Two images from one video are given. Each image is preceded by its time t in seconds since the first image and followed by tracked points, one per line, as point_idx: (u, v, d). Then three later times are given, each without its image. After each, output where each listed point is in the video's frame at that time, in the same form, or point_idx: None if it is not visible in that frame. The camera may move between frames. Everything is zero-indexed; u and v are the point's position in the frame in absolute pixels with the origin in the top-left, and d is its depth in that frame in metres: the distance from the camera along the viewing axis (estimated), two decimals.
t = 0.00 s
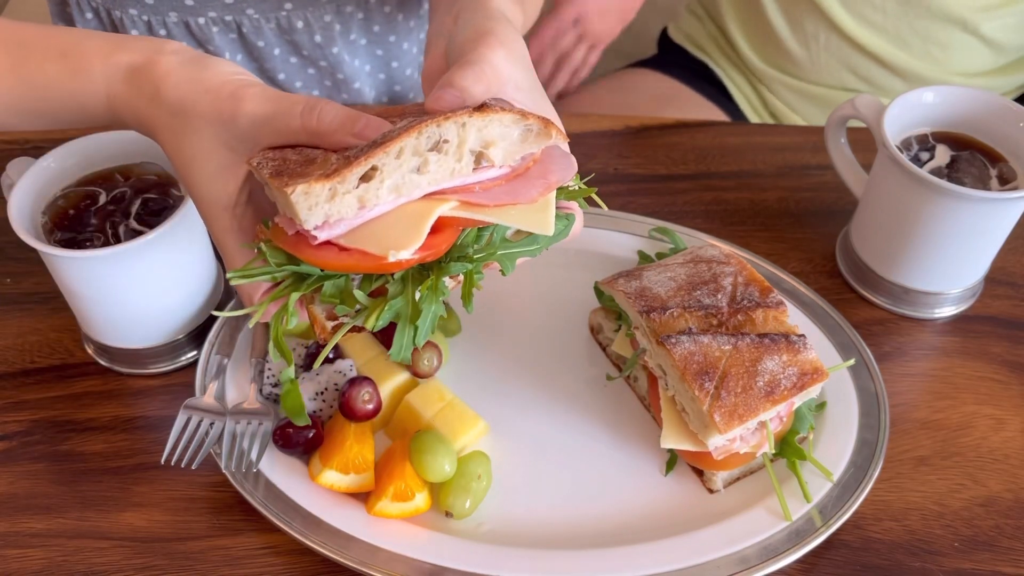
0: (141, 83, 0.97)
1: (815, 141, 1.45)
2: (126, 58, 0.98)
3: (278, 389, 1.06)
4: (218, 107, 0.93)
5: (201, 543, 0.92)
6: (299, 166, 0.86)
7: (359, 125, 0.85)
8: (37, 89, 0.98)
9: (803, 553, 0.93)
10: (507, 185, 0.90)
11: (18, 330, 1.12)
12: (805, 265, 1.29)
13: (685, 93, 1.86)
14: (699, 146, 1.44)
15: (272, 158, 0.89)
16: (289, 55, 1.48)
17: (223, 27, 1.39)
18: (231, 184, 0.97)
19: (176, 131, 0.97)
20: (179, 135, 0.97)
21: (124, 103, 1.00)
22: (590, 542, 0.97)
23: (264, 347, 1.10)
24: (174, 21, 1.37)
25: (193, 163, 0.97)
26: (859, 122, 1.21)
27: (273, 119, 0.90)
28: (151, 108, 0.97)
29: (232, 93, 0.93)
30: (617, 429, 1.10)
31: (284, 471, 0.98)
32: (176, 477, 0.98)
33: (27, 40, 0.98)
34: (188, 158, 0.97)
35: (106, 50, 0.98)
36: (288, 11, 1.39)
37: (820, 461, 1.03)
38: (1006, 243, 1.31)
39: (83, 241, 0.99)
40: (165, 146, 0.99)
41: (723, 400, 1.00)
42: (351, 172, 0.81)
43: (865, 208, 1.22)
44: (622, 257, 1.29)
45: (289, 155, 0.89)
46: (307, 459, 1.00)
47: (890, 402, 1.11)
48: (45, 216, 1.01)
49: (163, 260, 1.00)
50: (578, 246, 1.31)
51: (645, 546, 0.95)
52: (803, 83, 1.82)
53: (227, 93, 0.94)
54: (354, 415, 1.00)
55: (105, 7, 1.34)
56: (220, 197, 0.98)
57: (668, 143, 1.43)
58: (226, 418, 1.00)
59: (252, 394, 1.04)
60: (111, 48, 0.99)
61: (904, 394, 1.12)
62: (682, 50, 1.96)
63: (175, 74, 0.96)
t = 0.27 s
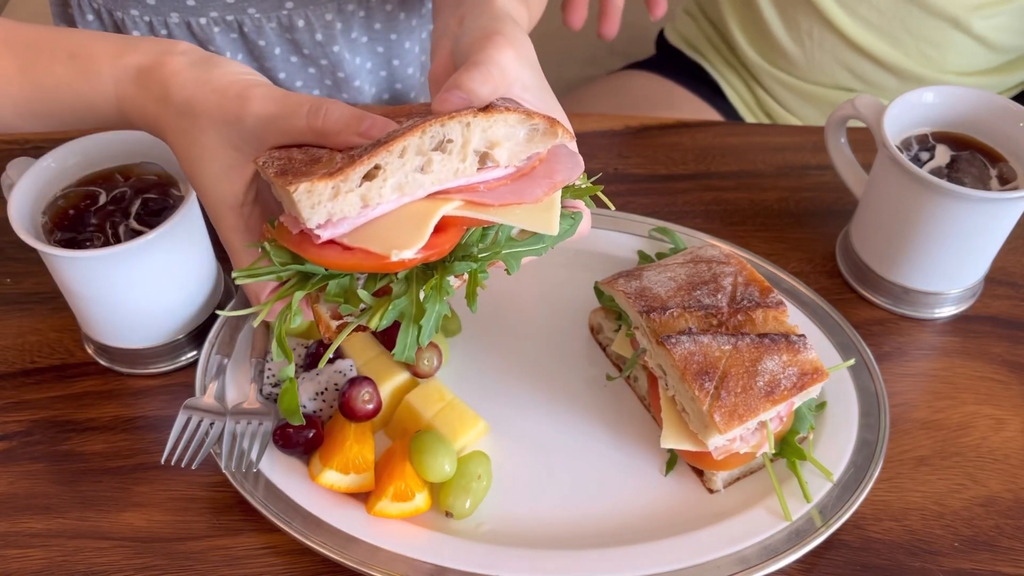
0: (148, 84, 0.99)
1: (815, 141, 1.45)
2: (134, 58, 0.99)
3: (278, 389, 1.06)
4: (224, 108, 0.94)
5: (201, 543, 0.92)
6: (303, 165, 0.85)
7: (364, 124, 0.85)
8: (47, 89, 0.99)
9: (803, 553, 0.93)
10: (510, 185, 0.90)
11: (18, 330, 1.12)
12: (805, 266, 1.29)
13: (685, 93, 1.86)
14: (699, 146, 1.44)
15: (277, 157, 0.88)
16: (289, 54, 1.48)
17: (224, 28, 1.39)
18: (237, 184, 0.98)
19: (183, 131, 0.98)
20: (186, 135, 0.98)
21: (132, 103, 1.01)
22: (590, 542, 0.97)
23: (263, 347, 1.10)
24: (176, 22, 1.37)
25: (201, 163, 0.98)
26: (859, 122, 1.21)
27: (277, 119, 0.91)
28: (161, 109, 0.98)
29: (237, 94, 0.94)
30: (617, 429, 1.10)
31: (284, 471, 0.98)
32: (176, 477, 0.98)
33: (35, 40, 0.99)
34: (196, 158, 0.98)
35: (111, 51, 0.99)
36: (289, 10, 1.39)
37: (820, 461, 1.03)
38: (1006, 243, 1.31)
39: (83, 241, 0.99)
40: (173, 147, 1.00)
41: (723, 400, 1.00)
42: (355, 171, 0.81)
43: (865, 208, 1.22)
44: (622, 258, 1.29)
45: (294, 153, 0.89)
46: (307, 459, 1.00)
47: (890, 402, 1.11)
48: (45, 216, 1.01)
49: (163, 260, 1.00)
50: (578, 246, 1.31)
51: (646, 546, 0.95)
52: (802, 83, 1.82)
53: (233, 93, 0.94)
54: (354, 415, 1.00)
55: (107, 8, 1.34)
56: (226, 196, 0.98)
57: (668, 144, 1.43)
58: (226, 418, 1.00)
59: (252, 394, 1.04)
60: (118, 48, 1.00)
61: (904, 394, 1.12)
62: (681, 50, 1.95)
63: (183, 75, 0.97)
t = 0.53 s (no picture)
0: (145, 100, 0.97)
1: (815, 141, 1.45)
2: (125, 76, 0.97)
3: (278, 388, 1.07)
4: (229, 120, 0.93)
5: (201, 543, 0.92)
6: (316, 168, 0.85)
7: (371, 125, 0.86)
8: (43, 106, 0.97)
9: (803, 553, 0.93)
10: (521, 174, 0.90)
11: (18, 329, 1.12)
12: (805, 265, 1.29)
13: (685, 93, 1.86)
14: (699, 146, 1.44)
15: (286, 162, 0.88)
16: (291, 57, 1.48)
17: (226, 31, 1.39)
18: (245, 195, 0.97)
19: (186, 145, 0.97)
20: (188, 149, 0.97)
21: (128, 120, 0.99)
22: (590, 542, 0.97)
23: (263, 347, 1.10)
24: (178, 26, 1.37)
25: (206, 176, 0.97)
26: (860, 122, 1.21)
27: (282, 126, 0.91)
28: (164, 127, 0.97)
29: (239, 104, 0.93)
30: (617, 429, 1.10)
31: (284, 471, 0.98)
32: (176, 477, 0.98)
33: (27, 53, 0.96)
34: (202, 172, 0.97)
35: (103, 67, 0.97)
36: (291, 14, 1.40)
37: (819, 461, 1.03)
38: (1006, 243, 1.31)
39: (83, 241, 0.99)
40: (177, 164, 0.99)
41: (723, 400, 1.00)
42: (373, 167, 0.80)
43: (864, 208, 1.22)
44: (622, 258, 1.29)
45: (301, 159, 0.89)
46: (307, 459, 1.00)
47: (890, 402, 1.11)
48: (45, 215, 1.01)
49: (163, 261, 1.00)
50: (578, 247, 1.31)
51: (645, 546, 0.94)
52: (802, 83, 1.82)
53: (234, 104, 0.94)
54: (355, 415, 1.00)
55: (110, 12, 1.35)
56: (235, 206, 0.98)
57: (668, 143, 1.43)
58: (226, 418, 1.00)
59: (252, 394, 1.05)
60: (109, 64, 0.98)
61: (904, 394, 1.12)
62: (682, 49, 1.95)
63: (180, 88, 0.96)
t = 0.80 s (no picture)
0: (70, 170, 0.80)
1: (815, 141, 1.45)
2: (42, 147, 0.82)
3: (278, 388, 1.08)
4: (175, 146, 0.78)
5: (201, 543, 0.92)
6: (309, 127, 0.75)
7: (326, 78, 0.80)
8: None
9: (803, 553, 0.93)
10: (475, 45, 0.84)
11: (19, 329, 1.12)
12: (805, 265, 1.29)
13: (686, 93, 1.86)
14: (699, 146, 1.44)
15: (267, 154, 0.78)
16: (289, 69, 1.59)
17: (224, 43, 1.49)
18: (231, 216, 0.83)
19: (141, 195, 0.81)
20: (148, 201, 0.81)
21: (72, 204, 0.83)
22: (591, 542, 0.97)
23: (263, 347, 1.11)
24: (177, 34, 1.45)
25: (183, 221, 0.82)
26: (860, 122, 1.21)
27: (241, 125, 0.79)
28: (98, 191, 0.80)
29: (183, 122, 0.79)
30: (617, 429, 1.10)
31: (284, 471, 0.98)
32: (176, 477, 0.98)
33: None
34: (173, 221, 0.83)
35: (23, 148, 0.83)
36: (289, 31, 1.50)
37: (819, 461, 1.03)
38: (1006, 243, 1.31)
39: (83, 241, 0.99)
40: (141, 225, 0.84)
41: (723, 400, 1.00)
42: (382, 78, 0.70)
43: (864, 209, 1.22)
44: (622, 259, 1.29)
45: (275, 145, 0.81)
46: (307, 459, 1.00)
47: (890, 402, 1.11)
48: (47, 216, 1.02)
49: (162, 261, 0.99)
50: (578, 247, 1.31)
51: (646, 546, 0.94)
52: (800, 83, 1.83)
53: (177, 122, 0.79)
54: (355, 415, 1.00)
55: (108, 16, 1.43)
56: (233, 234, 0.84)
57: (668, 143, 1.43)
58: (226, 418, 1.00)
59: (252, 394, 1.05)
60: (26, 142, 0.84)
61: (903, 394, 1.12)
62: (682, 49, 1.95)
63: (97, 149, 0.79)
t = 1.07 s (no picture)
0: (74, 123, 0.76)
1: (815, 142, 1.46)
2: (38, 100, 0.78)
3: (278, 388, 1.08)
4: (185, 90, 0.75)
5: (200, 543, 0.92)
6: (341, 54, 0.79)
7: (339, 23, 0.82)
8: None
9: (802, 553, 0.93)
10: None
11: (18, 329, 1.12)
12: (805, 265, 1.29)
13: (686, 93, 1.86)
14: (698, 146, 1.44)
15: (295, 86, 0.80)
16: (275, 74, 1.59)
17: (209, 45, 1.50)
18: (247, 161, 0.78)
19: (151, 142, 0.77)
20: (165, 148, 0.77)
21: (74, 164, 0.78)
22: (591, 542, 0.97)
23: (263, 347, 1.10)
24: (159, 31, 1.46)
25: (195, 172, 0.78)
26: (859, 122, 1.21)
27: (260, 64, 0.77)
28: (103, 142, 0.76)
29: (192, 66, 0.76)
30: (618, 429, 1.10)
31: (284, 471, 0.98)
32: (176, 477, 0.98)
33: None
34: (184, 170, 0.79)
35: (14, 105, 0.78)
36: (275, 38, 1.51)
37: (819, 461, 1.03)
38: (1006, 243, 1.31)
39: (82, 241, 0.99)
40: (152, 179, 0.80)
41: (723, 400, 1.00)
42: None
43: (864, 209, 1.22)
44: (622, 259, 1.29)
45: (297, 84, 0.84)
46: (307, 458, 1.00)
47: (889, 402, 1.11)
48: (46, 216, 1.01)
49: (160, 262, 0.99)
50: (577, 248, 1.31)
51: (645, 546, 0.95)
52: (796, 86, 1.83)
53: (185, 67, 0.76)
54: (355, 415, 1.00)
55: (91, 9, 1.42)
56: (248, 183, 0.79)
57: (668, 143, 1.44)
58: (226, 418, 1.00)
59: (252, 394, 1.05)
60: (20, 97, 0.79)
61: (903, 394, 1.12)
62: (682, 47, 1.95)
63: (100, 95, 0.76)
